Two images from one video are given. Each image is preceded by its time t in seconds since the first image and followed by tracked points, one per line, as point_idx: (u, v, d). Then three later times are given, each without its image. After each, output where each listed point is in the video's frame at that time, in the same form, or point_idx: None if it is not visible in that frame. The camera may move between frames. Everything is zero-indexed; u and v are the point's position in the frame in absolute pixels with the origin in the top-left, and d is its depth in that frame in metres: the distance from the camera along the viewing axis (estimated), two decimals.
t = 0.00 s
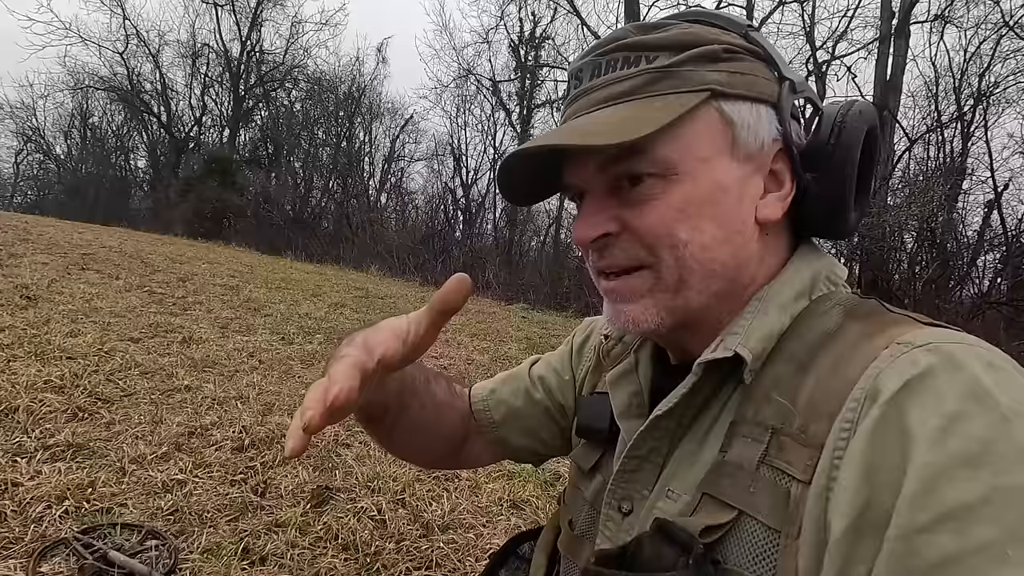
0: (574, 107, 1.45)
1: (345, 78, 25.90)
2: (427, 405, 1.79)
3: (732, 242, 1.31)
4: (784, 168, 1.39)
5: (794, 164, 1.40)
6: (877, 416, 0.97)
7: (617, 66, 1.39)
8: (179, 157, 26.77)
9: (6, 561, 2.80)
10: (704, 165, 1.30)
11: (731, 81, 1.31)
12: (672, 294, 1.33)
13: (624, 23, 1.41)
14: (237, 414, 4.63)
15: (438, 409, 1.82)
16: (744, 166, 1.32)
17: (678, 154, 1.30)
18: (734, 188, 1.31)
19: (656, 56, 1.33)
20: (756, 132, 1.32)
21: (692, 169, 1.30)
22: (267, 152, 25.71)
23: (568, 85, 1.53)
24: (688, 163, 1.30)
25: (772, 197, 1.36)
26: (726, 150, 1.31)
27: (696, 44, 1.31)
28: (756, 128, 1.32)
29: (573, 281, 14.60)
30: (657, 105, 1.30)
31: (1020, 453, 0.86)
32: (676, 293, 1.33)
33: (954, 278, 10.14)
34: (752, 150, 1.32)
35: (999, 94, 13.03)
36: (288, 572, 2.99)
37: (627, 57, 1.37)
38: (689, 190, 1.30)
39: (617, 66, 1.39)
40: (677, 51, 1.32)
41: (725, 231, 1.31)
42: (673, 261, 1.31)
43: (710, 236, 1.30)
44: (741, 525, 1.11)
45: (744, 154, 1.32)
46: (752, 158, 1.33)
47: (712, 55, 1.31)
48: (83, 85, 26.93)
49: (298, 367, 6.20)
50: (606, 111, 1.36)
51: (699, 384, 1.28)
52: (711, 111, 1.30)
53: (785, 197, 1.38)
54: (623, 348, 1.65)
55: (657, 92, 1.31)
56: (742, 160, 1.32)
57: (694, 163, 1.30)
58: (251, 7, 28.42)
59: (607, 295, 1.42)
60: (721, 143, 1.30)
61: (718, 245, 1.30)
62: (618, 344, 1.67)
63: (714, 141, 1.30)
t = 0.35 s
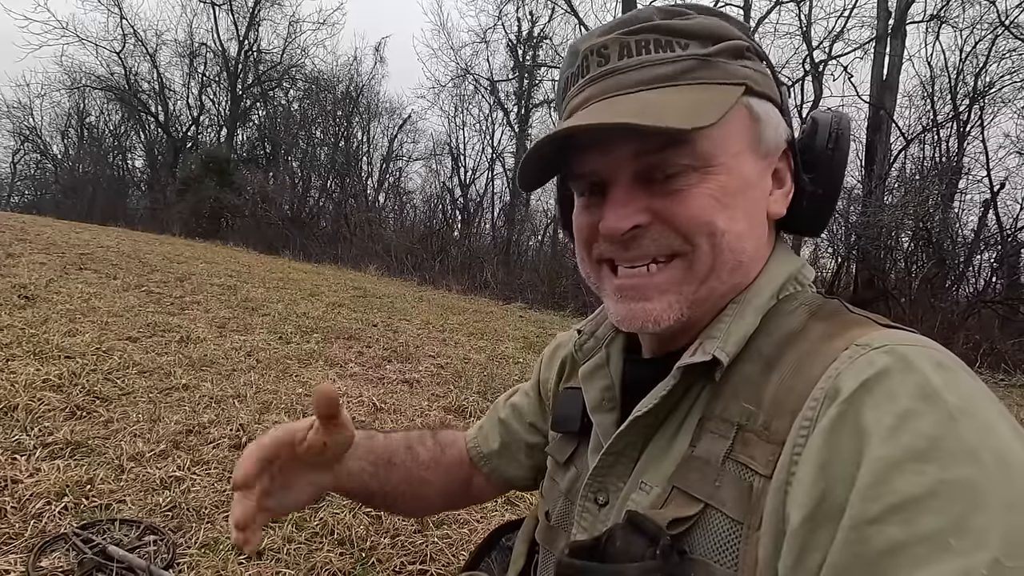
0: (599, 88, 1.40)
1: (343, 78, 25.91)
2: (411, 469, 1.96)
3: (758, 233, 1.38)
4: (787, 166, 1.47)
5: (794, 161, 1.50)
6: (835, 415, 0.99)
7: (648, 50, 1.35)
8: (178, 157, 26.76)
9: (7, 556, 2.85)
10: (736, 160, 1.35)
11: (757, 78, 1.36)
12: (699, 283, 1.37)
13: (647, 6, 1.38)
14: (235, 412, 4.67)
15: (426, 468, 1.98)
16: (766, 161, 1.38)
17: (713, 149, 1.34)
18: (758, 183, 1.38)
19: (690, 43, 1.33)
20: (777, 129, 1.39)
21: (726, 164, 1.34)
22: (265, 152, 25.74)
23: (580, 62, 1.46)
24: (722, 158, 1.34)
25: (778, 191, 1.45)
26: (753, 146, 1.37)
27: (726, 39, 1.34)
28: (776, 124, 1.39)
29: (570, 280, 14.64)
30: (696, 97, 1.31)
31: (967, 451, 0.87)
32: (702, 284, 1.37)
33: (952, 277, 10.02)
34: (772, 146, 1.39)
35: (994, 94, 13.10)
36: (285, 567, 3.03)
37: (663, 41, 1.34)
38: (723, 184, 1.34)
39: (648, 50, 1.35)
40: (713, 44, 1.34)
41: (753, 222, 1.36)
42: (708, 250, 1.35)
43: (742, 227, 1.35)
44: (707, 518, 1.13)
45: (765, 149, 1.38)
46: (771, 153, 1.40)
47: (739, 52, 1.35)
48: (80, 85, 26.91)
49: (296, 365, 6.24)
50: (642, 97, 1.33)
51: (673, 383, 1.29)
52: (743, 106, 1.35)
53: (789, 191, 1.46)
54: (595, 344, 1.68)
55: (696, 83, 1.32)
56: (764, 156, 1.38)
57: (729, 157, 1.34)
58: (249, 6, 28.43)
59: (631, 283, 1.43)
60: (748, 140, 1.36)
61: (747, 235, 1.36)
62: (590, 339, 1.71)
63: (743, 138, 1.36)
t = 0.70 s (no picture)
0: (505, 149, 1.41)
1: (341, 77, 25.88)
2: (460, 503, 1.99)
3: (665, 259, 1.23)
4: (711, 171, 1.25)
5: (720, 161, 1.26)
6: (833, 409, 0.96)
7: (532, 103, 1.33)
8: (175, 157, 26.69)
9: (8, 555, 2.83)
10: (620, 190, 1.22)
11: (634, 97, 1.21)
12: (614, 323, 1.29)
13: (538, 54, 1.35)
14: (235, 411, 4.66)
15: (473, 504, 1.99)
16: (664, 181, 1.22)
17: (592, 185, 1.23)
18: (657, 208, 1.22)
19: (561, 87, 1.26)
20: (671, 141, 1.22)
21: (606, 200, 1.22)
22: (263, 152, 25.71)
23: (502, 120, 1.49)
24: (602, 193, 1.22)
25: (702, 200, 1.24)
26: (643, 169, 1.22)
27: (598, 64, 1.23)
28: (670, 136, 1.21)
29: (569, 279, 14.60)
30: (563, 139, 1.24)
31: (965, 442, 0.86)
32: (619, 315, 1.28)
33: (950, 276, 10.04)
34: (667, 161, 1.22)
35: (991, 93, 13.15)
36: (288, 565, 3.03)
37: (540, 90, 1.30)
38: (605, 221, 1.23)
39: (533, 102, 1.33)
40: (580, 77, 1.24)
41: (651, 256, 1.22)
42: (606, 293, 1.26)
43: (638, 258, 1.23)
44: (706, 517, 1.08)
45: (660, 166, 1.22)
46: (670, 169, 1.22)
47: (615, 73, 1.22)
48: (78, 85, 26.84)
49: (296, 364, 6.24)
50: (523, 152, 1.30)
51: (665, 379, 1.23)
52: (619, 132, 1.22)
53: (717, 199, 1.24)
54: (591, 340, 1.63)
55: (565, 127, 1.24)
56: (660, 175, 1.22)
57: (610, 189, 1.22)
58: (246, 6, 28.39)
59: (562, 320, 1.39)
60: (634, 164, 1.22)
61: (650, 264, 1.23)
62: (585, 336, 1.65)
63: (625, 164, 1.22)
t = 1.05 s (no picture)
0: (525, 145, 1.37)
1: (340, 77, 25.82)
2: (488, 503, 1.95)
3: (694, 259, 1.19)
4: (742, 169, 1.23)
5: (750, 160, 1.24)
6: (869, 423, 0.93)
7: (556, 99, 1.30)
8: (174, 157, 26.64)
9: (7, 562, 2.79)
10: (650, 184, 1.18)
11: (667, 92, 1.19)
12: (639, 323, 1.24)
13: (562, 53, 1.34)
14: (235, 414, 4.62)
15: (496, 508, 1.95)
16: (695, 178, 1.19)
17: (621, 178, 1.19)
18: (688, 206, 1.18)
19: (590, 82, 1.24)
20: (702, 138, 1.19)
21: (635, 194, 1.18)
22: (262, 152, 25.67)
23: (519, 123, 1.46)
24: (631, 187, 1.18)
25: (731, 200, 1.21)
26: (674, 163, 1.18)
27: (628, 60, 1.21)
28: (701, 133, 1.19)
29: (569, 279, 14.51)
30: (590, 131, 1.20)
31: (1007, 460, 0.84)
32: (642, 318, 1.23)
33: (948, 275, 10.00)
34: (698, 158, 1.19)
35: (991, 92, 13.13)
36: (290, 571, 3.00)
37: (563, 87, 1.28)
38: (634, 216, 1.18)
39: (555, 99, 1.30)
40: (609, 72, 1.22)
41: (682, 253, 1.18)
42: (633, 291, 1.21)
43: (668, 256, 1.18)
44: (736, 531, 1.04)
45: (691, 162, 1.19)
46: (701, 166, 1.19)
47: (645, 68, 1.20)
48: (76, 86, 26.80)
49: (296, 366, 6.20)
50: (546, 146, 1.27)
51: (691, 388, 1.20)
52: (649, 127, 1.19)
53: (747, 198, 1.22)
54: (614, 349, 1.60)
55: (592, 120, 1.21)
56: (691, 171, 1.19)
57: (639, 183, 1.18)
58: (245, 6, 28.34)
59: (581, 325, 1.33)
60: (665, 159, 1.18)
61: (680, 263, 1.19)
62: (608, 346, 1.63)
63: (656, 159, 1.18)
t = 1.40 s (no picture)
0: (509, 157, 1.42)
1: (340, 78, 25.80)
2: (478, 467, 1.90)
3: (689, 247, 1.23)
4: (725, 161, 1.30)
5: (733, 154, 1.30)
6: (874, 433, 0.92)
7: (538, 109, 1.36)
8: (174, 158, 26.62)
9: (4, 565, 2.79)
10: (638, 175, 1.24)
11: (645, 91, 1.27)
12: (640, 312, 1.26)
13: (536, 72, 1.42)
14: (234, 416, 4.62)
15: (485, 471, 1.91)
16: (682, 169, 1.25)
17: (607, 172, 1.25)
18: (676, 194, 1.24)
19: (567, 86, 1.31)
20: (686, 132, 1.26)
21: (623, 184, 1.24)
22: (262, 153, 25.67)
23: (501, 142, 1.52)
24: (618, 178, 1.24)
25: (718, 191, 1.27)
26: (660, 156, 1.25)
27: (604, 66, 1.29)
28: (684, 127, 1.26)
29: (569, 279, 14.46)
30: (577, 130, 1.26)
31: (1018, 473, 0.82)
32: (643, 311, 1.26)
33: (949, 275, 9.86)
34: (684, 150, 1.26)
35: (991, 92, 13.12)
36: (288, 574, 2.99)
37: (544, 96, 1.35)
38: (625, 205, 1.24)
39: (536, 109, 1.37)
40: (589, 77, 1.29)
41: (676, 239, 1.23)
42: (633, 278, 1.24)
43: (664, 243, 1.22)
44: (735, 541, 1.05)
45: (677, 156, 1.25)
46: (687, 158, 1.26)
47: (622, 71, 1.28)
48: (76, 87, 26.80)
49: (295, 367, 6.20)
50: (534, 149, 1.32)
51: (692, 394, 1.21)
52: (634, 123, 1.26)
53: (733, 188, 1.28)
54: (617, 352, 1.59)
55: (578, 121, 1.28)
56: (677, 163, 1.25)
57: (628, 176, 1.24)
58: (244, 6, 28.33)
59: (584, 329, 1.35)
60: (651, 151, 1.25)
61: (675, 252, 1.23)
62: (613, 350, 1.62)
63: (640, 150, 1.25)
